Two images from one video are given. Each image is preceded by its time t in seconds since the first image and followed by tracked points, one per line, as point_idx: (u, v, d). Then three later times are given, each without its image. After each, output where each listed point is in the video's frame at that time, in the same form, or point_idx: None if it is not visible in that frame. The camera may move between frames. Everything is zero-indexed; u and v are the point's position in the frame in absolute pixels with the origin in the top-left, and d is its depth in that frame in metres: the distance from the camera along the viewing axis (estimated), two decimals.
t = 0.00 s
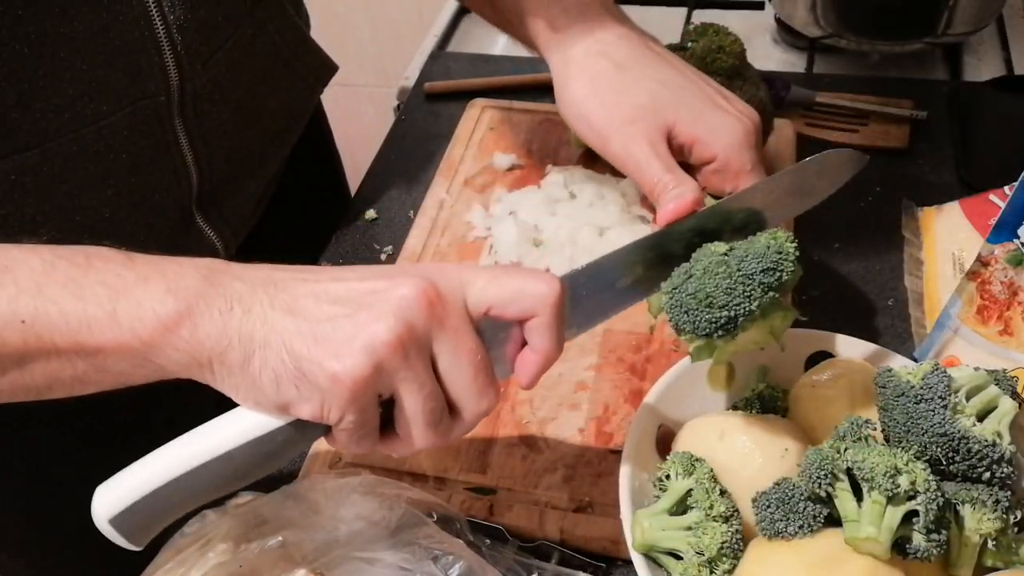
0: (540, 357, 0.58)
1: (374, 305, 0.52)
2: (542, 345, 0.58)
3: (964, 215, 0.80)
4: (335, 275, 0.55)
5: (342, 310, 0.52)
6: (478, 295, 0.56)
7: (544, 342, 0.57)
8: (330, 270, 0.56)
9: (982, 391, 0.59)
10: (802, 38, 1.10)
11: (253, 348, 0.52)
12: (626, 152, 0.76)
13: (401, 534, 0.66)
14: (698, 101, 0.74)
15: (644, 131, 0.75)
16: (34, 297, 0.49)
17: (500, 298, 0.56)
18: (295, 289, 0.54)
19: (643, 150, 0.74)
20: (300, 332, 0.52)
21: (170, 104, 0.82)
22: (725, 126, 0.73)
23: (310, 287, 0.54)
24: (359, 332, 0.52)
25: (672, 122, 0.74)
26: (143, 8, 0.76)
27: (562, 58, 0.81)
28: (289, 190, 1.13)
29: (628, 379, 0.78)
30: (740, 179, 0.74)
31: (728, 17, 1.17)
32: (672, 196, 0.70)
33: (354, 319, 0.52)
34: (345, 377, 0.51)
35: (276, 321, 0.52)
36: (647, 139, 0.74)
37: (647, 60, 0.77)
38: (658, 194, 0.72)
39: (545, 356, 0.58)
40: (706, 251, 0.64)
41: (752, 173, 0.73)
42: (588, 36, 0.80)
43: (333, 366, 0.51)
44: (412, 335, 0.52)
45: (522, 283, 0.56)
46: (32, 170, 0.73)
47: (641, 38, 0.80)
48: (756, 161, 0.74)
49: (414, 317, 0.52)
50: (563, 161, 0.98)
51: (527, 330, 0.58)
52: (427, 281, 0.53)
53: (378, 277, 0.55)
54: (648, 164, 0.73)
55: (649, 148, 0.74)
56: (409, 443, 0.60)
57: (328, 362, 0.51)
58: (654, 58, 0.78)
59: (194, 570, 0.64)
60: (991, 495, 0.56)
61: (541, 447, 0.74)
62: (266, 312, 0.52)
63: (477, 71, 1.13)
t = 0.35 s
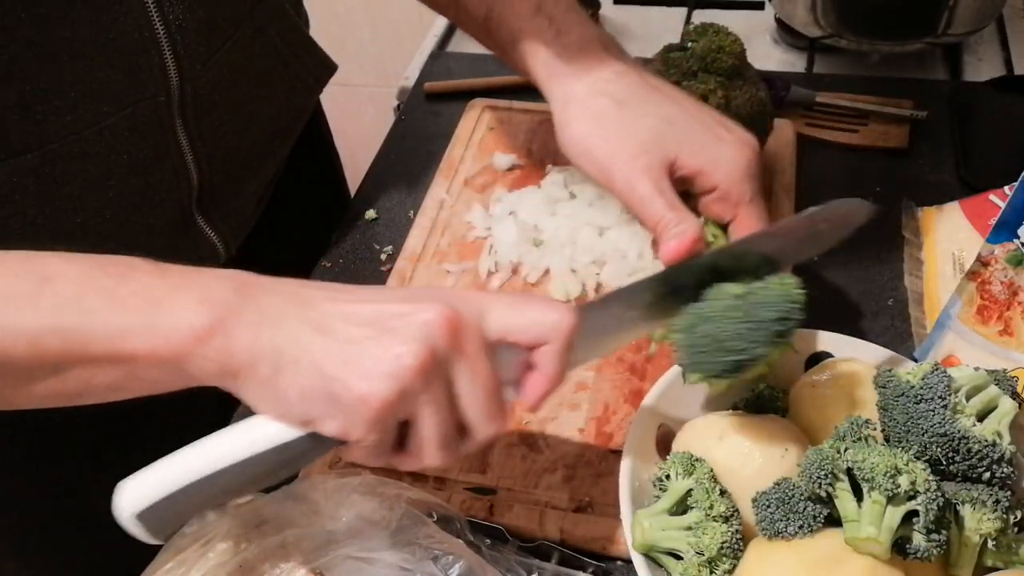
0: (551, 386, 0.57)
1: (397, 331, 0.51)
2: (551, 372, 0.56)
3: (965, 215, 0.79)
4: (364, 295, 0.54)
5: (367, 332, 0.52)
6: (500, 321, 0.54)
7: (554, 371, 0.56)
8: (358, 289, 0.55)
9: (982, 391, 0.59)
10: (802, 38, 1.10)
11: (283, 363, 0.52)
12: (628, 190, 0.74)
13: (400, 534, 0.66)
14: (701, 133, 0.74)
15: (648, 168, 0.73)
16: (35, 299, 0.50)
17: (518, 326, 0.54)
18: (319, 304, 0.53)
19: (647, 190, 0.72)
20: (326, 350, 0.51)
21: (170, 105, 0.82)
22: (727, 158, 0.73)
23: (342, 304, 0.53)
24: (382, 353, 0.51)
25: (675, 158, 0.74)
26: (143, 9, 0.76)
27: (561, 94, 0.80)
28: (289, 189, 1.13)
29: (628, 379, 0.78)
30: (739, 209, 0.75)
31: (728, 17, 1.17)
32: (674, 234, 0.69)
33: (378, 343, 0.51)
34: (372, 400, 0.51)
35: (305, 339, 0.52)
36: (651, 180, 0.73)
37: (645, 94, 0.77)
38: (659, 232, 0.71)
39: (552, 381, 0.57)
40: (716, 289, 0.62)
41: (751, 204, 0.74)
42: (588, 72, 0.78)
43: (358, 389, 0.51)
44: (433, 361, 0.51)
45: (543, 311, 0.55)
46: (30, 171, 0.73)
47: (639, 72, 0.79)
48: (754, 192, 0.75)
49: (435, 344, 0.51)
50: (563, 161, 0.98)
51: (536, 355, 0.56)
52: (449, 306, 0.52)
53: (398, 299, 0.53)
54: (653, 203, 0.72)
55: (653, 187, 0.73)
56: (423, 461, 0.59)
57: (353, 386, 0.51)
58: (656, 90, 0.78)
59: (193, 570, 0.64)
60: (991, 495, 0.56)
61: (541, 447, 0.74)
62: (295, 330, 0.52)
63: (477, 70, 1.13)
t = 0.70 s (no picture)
0: (583, 388, 0.55)
1: (441, 336, 0.50)
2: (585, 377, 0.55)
3: (964, 214, 0.79)
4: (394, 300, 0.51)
5: (414, 339, 0.50)
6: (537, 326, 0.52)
7: (591, 374, 0.54)
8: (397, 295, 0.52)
9: (982, 391, 0.59)
10: (802, 38, 1.10)
11: (333, 370, 0.50)
12: (647, 217, 0.73)
13: (400, 534, 0.66)
14: (705, 139, 0.73)
15: (660, 193, 0.73)
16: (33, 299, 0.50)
17: (559, 334, 0.52)
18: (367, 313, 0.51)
19: (665, 217, 0.72)
20: (374, 356, 0.50)
21: (170, 107, 0.82)
22: (730, 160, 0.72)
23: (382, 308, 0.51)
24: (427, 361, 0.49)
25: (682, 172, 0.73)
26: (141, 9, 0.76)
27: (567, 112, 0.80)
28: (290, 189, 1.13)
29: (628, 379, 0.78)
30: (748, 212, 0.73)
31: (728, 17, 1.17)
32: (690, 263, 0.70)
33: (426, 352, 0.49)
34: (424, 406, 0.50)
35: (355, 343, 0.50)
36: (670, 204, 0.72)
37: (649, 104, 0.76)
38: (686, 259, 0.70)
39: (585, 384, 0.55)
40: (761, 289, 0.62)
41: (760, 205, 0.73)
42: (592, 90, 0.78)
43: (409, 398, 0.49)
44: (479, 368, 0.50)
45: (579, 320, 0.53)
46: (34, 172, 0.73)
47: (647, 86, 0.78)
48: (761, 193, 0.73)
49: (479, 355, 0.49)
50: (563, 161, 0.99)
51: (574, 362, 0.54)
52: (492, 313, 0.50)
53: (429, 303, 0.51)
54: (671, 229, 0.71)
55: (671, 213, 0.72)
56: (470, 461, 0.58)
57: (406, 394, 0.50)
58: (654, 98, 0.76)
59: (193, 570, 0.64)
60: (991, 494, 0.56)
61: (541, 447, 0.74)
62: (340, 338, 0.50)
63: (477, 70, 1.13)
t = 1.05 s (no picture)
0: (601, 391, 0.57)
1: (466, 331, 0.52)
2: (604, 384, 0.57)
3: (964, 214, 0.80)
4: (417, 295, 0.54)
5: (440, 339, 0.51)
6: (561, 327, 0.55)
7: (605, 382, 0.57)
8: (415, 291, 0.55)
9: (983, 391, 0.59)
10: (802, 38, 1.10)
11: (353, 366, 0.52)
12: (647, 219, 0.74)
13: (400, 534, 0.66)
14: (702, 140, 0.72)
15: (659, 195, 0.73)
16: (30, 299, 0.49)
17: (579, 336, 0.55)
18: (387, 307, 0.52)
19: (666, 220, 0.72)
20: (395, 353, 0.51)
21: (166, 101, 0.82)
22: (729, 158, 0.71)
23: (397, 302, 0.53)
24: (452, 360, 0.51)
25: (682, 171, 0.72)
26: (139, 7, 0.76)
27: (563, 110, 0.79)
28: (290, 189, 1.13)
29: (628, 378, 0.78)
30: (744, 210, 0.72)
31: (728, 17, 1.17)
32: (695, 273, 0.69)
33: (448, 351, 0.51)
34: (440, 407, 0.51)
35: (375, 342, 0.51)
36: (668, 208, 0.72)
37: (646, 106, 0.75)
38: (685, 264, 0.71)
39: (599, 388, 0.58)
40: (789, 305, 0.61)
41: (756, 201, 0.72)
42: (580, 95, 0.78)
43: (426, 396, 0.51)
44: (500, 368, 0.52)
45: (601, 324, 0.56)
46: (26, 167, 0.74)
47: (645, 77, 0.77)
48: (758, 189, 0.72)
49: (500, 354, 0.51)
50: (562, 161, 0.99)
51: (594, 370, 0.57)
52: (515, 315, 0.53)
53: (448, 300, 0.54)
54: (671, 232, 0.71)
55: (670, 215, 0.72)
56: (468, 459, 0.60)
57: (425, 390, 0.51)
58: (651, 99, 0.75)
59: (193, 570, 0.64)
60: (991, 495, 0.56)
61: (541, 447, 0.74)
62: (364, 330, 0.51)
63: (477, 70, 1.13)
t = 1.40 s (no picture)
0: (561, 416, 0.59)
1: (427, 368, 0.54)
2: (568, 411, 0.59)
3: (963, 214, 0.80)
4: (383, 324, 0.56)
5: (405, 377, 0.54)
6: (525, 354, 0.57)
7: (573, 404, 0.58)
8: (381, 319, 0.56)
9: (982, 391, 0.59)
10: (802, 38, 1.10)
11: (320, 405, 0.54)
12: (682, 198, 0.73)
13: (400, 534, 0.66)
14: (740, 117, 0.72)
15: (696, 172, 0.72)
16: (30, 300, 0.49)
17: (547, 365, 0.57)
18: (348, 342, 0.54)
19: (703, 196, 0.71)
20: (364, 392, 0.54)
21: (170, 105, 0.82)
22: (766, 136, 0.71)
23: (357, 335, 0.55)
24: (418, 399, 0.53)
25: (719, 148, 0.72)
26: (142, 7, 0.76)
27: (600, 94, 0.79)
28: (291, 190, 1.13)
29: (628, 379, 0.78)
30: (782, 188, 0.72)
31: (728, 17, 1.17)
32: (728, 247, 0.69)
33: (415, 390, 0.53)
34: (407, 446, 0.54)
35: (338, 382, 0.54)
36: (704, 185, 0.71)
37: (681, 85, 0.75)
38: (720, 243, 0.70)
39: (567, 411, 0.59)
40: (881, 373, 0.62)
41: (794, 178, 0.72)
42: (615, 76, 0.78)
43: (394, 436, 0.53)
44: (467, 400, 0.54)
45: (570, 349, 0.57)
46: (32, 171, 0.74)
47: (679, 59, 0.77)
48: (796, 167, 0.72)
49: (463, 391, 0.54)
50: (562, 161, 0.99)
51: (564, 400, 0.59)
52: (481, 346, 0.55)
53: (414, 328, 0.56)
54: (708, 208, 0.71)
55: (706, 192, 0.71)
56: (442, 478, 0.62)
57: (391, 429, 0.53)
58: (687, 78, 0.75)
59: (193, 570, 0.64)
60: (991, 495, 0.55)
61: (541, 447, 0.74)
62: (328, 370, 0.54)
63: (477, 70, 1.13)
